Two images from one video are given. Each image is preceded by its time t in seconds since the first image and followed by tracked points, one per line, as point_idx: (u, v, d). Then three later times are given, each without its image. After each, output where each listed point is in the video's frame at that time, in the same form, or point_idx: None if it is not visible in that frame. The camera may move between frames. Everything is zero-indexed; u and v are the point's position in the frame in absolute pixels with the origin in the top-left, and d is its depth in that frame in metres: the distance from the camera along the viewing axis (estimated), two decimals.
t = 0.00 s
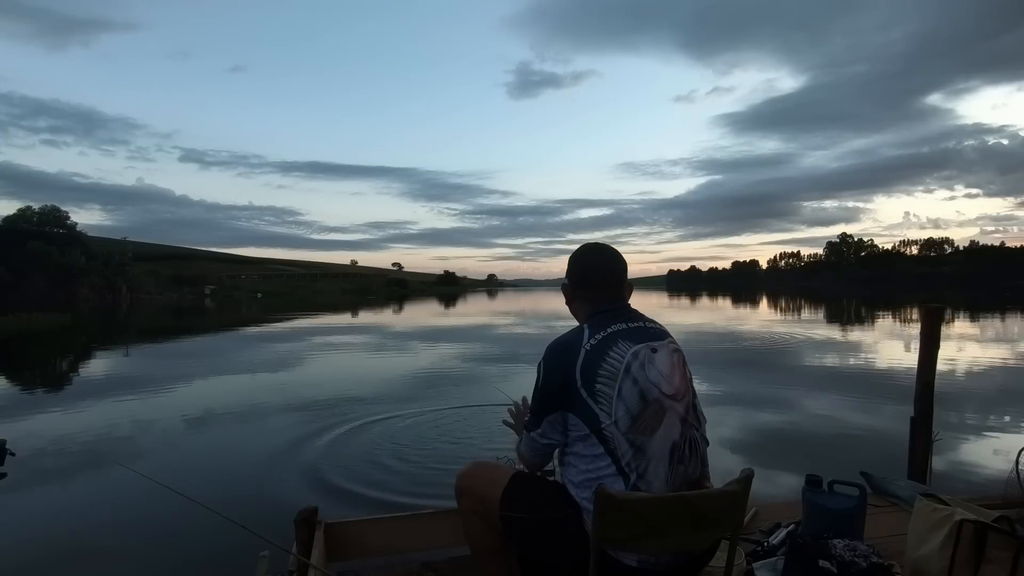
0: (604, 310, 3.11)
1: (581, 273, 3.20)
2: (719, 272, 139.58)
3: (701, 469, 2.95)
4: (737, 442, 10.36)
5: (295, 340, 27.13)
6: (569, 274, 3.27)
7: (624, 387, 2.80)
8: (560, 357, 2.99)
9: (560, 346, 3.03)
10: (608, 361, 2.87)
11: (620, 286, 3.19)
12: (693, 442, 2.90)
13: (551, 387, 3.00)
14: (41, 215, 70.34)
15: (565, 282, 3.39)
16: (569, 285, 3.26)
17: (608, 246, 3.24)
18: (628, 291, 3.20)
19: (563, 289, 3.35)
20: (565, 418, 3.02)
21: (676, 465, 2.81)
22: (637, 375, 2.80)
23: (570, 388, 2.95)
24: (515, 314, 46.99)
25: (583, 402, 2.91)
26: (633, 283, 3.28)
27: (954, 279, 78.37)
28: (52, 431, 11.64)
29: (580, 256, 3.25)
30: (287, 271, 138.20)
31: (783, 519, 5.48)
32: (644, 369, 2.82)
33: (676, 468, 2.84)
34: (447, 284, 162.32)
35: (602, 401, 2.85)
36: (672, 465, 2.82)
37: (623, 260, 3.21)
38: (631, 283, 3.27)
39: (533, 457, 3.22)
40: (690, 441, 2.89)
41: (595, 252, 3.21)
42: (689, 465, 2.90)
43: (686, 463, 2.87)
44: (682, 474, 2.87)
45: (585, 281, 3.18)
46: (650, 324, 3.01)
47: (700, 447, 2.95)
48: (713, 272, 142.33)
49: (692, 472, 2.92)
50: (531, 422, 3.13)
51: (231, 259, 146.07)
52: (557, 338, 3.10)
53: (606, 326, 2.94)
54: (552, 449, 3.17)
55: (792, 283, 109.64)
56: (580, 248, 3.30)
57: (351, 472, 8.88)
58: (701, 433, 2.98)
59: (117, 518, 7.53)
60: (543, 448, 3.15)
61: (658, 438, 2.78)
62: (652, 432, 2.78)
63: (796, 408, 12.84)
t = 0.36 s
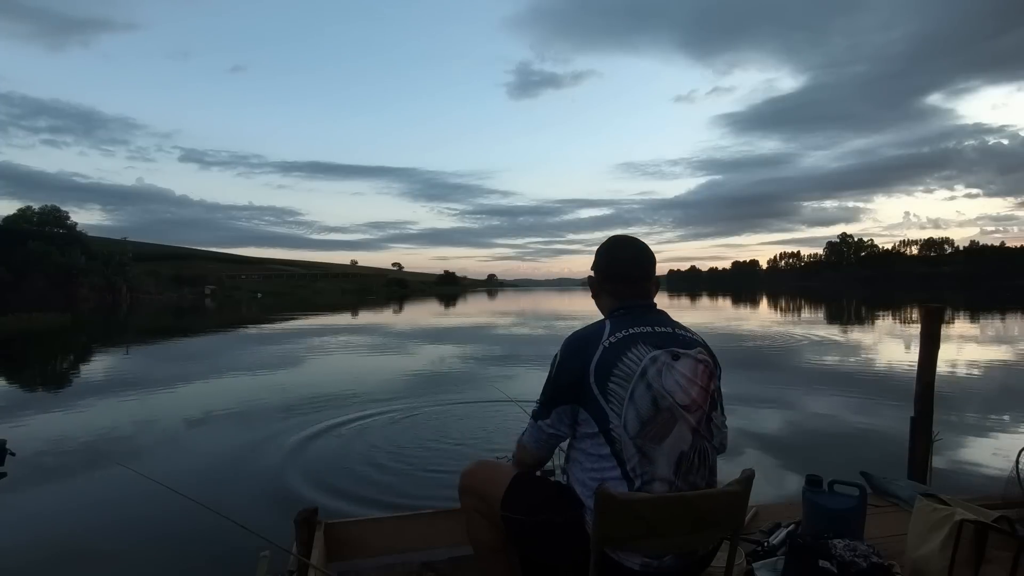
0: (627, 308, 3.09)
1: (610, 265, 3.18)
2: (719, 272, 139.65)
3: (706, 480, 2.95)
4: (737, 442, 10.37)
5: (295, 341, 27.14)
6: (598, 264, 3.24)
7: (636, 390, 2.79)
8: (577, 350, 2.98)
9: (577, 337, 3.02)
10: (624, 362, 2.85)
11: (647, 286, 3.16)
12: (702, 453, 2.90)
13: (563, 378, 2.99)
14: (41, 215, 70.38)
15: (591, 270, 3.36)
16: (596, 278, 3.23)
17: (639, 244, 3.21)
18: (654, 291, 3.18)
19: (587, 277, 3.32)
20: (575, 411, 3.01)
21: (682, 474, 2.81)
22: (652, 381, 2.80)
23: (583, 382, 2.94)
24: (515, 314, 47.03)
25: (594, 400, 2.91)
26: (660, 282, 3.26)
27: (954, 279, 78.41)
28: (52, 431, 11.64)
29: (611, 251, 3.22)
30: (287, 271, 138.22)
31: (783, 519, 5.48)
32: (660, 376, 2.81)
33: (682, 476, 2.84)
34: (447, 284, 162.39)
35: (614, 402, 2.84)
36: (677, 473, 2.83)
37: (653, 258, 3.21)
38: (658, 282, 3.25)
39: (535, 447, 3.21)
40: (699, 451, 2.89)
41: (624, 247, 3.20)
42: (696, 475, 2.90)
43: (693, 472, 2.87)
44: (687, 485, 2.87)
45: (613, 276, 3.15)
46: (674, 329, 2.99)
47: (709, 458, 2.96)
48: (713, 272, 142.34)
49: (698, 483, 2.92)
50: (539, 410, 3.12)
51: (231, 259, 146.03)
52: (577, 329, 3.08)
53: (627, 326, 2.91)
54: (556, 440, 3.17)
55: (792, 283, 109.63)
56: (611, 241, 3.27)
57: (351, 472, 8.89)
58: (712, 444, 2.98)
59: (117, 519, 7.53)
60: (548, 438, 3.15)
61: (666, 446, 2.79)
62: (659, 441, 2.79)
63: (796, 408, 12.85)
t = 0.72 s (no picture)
0: (628, 307, 3.10)
1: (611, 265, 3.19)
2: (719, 272, 139.66)
3: (703, 478, 2.94)
4: (737, 441, 10.36)
5: (295, 341, 27.13)
6: (599, 265, 3.24)
7: (637, 380, 2.80)
8: (580, 343, 2.98)
9: (580, 331, 3.03)
10: (626, 355, 2.86)
11: (648, 288, 3.17)
12: (700, 448, 2.90)
13: (566, 370, 2.98)
14: (41, 215, 70.38)
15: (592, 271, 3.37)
16: (596, 279, 3.24)
17: (640, 247, 3.22)
18: (654, 293, 3.19)
19: (589, 277, 3.33)
20: (577, 403, 3.01)
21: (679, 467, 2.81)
22: (652, 373, 2.80)
23: (585, 373, 2.94)
24: (515, 314, 47.06)
25: (595, 390, 2.91)
26: (660, 287, 3.27)
27: (954, 279, 78.44)
28: (52, 431, 11.64)
29: (612, 252, 3.25)
30: (287, 271, 138.22)
31: (783, 519, 5.48)
32: (660, 369, 2.82)
33: (679, 469, 2.84)
34: (447, 283, 162.37)
35: (615, 392, 2.84)
36: (676, 466, 2.82)
37: (653, 262, 3.22)
38: (658, 287, 3.26)
39: (541, 442, 3.16)
40: (697, 446, 2.89)
41: (626, 249, 3.21)
42: (694, 470, 2.89)
43: (690, 466, 2.86)
44: (684, 478, 2.86)
45: (614, 278, 3.15)
46: (673, 330, 3.01)
47: (707, 454, 2.95)
48: (713, 272, 142.34)
49: (697, 478, 2.91)
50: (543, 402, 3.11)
51: (231, 259, 145.99)
52: (580, 325, 3.09)
53: (629, 322, 2.93)
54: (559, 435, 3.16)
55: (792, 283, 109.59)
56: (613, 244, 3.30)
57: (351, 472, 8.88)
58: (710, 442, 2.98)
59: (118, 519, 7.52)
60: (555, 431, 3.10)
61: (665, 436, 2.78)
62: (659, 430, 2.78)
63: (796, 408, 12.85)
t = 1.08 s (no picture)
0: (626, 308, 3.11)
1: (604, 266, 3.17)
2: (719, 272, 139.67)
3: (707, 473, 2.99)
4: (737, 441, 10.35)
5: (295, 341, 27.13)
6: (591, 267, 3.22)
7: (647, 381, 2.81)
8: (586, 347, 2.94)
9: (583, 336, 2.99)
10: (634, 356, 2.87)
11: (641, 287, 3.19)
12: (703, 444, 2.96)
13: (574, 376, 2.93)
14: (41, 215, 70.38)
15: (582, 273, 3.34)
16: (588, 281, 3.22)
17: (630, 246, 3.24)
18: (647, 292, 3.22)
19: (580, 280, 3.30)
20: (584, 408, 2.96)
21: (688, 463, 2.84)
22: (660, 373, 2.83)
23: (594, 377, 2.90)
24: (515, 314, 47.07)
25: (605, 393, 2.88)
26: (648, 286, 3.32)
27: (954, 279, 78.48)
28: (52, 431, 11.63)
29: (602, 252, 3.24)
30: (287, 271, 138.24)
31: (783, 519, 5.47)
32: (666, 368, 2.86)
33: (687, 466, 2.88)
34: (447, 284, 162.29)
35: (625, 394, 2.84)
36: (684, 463, 2.86)
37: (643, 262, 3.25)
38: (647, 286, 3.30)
39: (548, 448, 3.11)
40: (700, 442, 2.94)
41: (617, 249, 3.21)
42: (698, 467, 2.93)
43: (695, 462, 2.91)
44: (691, 475, 2.90)
45: (608, 280, 3.15)
46: (669, 328, 3.07)
47: (708, 451, 3.01)
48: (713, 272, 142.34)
49: (701, 475, 2.96)
50: (549, 409, 3.04)
51: (231, 258, 145.97)
52: (580, 329, 3.05)
53: (632, 323, 2.94)
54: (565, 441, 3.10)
55: (792, 283, 109.57)
56: (600, 245, 3.30)
57: (351, 472, 8.88)
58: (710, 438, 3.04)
59: (118, 519, 7.52)
60: (563, 439, 3.05)
61: (675, 434, 2.81)
62: (669, 429, 2.81)
63: (796, 409, 12.85)
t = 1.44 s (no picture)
0: (617, 311, 3.10)
1: (593, 267, 3.18)
2: (719, 272, 139.70)
3: (704, 476, 2.99)
4: (737, 442, 10.35)
5: (296, 341, 27.14)
6: (582, 268, 3.23)
7: (638, 387, 2.80)
8: (575, 354, 2.95)
9: (573, 341, 3.01)
10: (624, 361, 2.86)
11: (633, 286, 3.18)
12: (700, 448, 2.94)
13: (564, 383, 2.96)
14: (41, 215, 70.41)
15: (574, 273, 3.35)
16: (580, 282, 3.23)
17: (623, 247, 3.23)
18: (639, 290, 3.21)
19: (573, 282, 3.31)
20: (576, 414, 2.98)
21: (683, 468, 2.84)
22: (651, 378, 2.82)
23: (584, 384, 2.92)
24: (515, 313, 47.08)
25: (595, 400, 2.89)
26: (644, 283, 3.29)
27: (954, 279, 78.50)
28: (52, 431, 11.64)
29: (595, 252, 3.25)
30: (287, 271, 138.28)
31: (783, 519, 5.48)
32: (658, 372, 2.84)
33: (682, 471, 2.87)
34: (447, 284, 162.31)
35: (616, 401, 2.83)
36: (679, 468, 2.86)
37: (636, 260, 3.22)
38: (641, 284, 3.28)
39: (542, 454, 3.15)
40: (696, 447, 2.93)
41: (606, 249, 3.21)
42: (695, 471, 2.93)
43: (691, 467, 2.90)
44: (686, 481, 2.90)
45: (599, 283, 3.16)
46: (662, 329, 3.03)
47: (706, 453, 2.99)
48: (713, 272, 142.33)
49: (699, 479, 2.95)
50: (542, 417, 3.08)
51: (231, 258, 145.94)
52: (571, 334, 3.06)
53: (622, 327, 2.92)
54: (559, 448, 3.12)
55: (792, 283, 109.51)
56: (593, 245, 3.29)
57: (350, 472, 8.86)
58: (708, 441, 3.02)
59: (119, 519, 7.52)
60: (555, 446, 3.09)
61: (667, 440, 2.80)
62: (661, 436, 2.80)
63: (797, 409, 12.85)
